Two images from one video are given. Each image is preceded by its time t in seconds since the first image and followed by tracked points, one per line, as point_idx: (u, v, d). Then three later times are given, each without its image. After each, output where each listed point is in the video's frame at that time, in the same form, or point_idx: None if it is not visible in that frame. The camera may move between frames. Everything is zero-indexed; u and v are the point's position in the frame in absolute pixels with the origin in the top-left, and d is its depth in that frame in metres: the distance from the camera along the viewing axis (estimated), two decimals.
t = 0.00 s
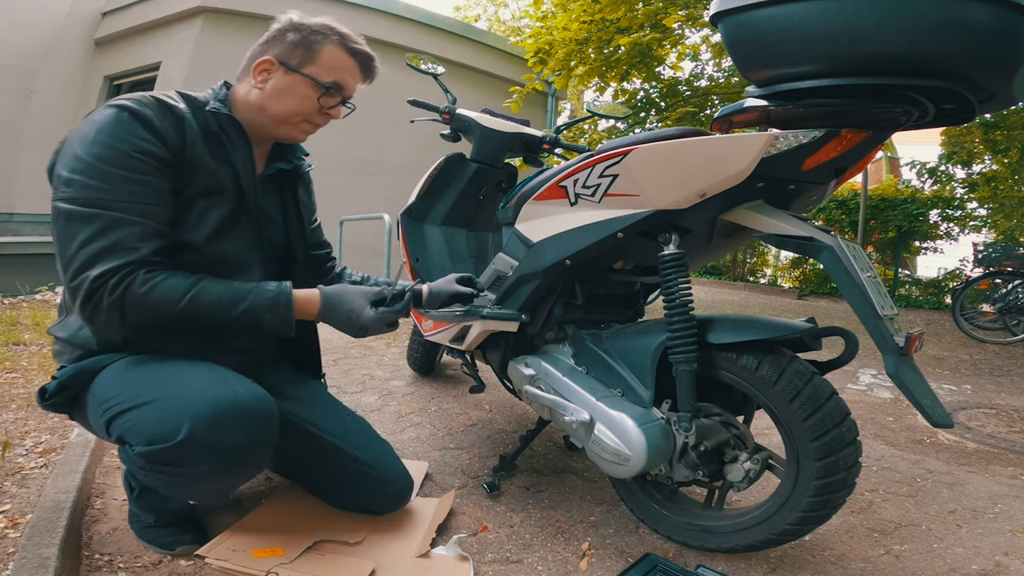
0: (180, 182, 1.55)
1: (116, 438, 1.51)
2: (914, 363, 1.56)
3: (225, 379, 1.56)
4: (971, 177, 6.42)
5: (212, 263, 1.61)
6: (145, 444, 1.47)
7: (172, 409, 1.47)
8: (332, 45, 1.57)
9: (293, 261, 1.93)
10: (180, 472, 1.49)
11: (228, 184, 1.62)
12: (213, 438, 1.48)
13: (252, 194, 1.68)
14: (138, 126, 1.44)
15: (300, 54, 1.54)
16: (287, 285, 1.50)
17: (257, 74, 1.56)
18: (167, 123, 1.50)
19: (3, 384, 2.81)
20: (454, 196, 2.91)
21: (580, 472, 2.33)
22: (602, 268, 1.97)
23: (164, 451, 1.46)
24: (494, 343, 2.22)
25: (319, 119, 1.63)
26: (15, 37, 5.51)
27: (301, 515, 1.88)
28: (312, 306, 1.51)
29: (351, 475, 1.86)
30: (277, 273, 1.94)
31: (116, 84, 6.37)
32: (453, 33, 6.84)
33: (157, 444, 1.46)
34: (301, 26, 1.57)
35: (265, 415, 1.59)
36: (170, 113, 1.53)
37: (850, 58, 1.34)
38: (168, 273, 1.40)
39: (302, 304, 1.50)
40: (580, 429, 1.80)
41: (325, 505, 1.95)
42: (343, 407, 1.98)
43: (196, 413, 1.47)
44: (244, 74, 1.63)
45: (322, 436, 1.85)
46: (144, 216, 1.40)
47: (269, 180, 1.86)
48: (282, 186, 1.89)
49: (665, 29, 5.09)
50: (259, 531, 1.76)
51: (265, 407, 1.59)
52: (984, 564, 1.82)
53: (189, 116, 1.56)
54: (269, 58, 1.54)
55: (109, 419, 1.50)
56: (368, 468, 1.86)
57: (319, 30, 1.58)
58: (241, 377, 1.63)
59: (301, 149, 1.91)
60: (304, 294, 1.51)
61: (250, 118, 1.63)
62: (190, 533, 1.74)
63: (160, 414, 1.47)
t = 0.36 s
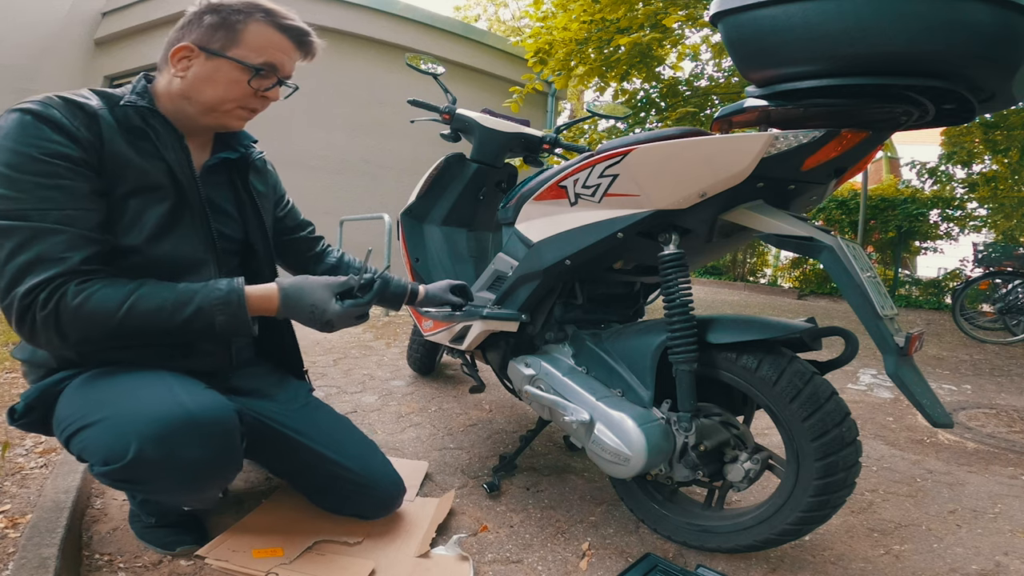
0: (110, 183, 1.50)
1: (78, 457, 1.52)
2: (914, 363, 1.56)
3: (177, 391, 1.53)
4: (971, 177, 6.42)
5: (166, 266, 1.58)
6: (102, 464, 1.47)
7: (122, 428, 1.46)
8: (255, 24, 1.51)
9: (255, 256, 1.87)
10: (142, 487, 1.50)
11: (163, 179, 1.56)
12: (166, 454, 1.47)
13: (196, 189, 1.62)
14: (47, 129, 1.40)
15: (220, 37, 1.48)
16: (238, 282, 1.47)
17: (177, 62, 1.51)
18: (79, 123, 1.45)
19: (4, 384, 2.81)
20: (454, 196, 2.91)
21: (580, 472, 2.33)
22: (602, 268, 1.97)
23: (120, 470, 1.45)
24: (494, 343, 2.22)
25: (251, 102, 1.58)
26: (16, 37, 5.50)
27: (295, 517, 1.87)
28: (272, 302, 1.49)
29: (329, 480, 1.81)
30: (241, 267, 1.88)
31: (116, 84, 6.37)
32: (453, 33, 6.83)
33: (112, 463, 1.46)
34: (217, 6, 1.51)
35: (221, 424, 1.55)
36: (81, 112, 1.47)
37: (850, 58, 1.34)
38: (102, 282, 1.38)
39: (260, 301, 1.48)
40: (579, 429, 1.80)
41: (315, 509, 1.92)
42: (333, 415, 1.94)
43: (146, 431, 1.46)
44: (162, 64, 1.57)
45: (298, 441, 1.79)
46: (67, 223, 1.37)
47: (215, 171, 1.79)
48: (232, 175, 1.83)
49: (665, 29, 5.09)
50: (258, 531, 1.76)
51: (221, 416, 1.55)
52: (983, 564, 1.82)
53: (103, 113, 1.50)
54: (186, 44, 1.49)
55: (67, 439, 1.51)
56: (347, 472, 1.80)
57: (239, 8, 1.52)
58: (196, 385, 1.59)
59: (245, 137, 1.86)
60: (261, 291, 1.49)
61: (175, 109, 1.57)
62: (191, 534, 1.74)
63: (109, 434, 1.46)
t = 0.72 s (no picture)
0: (93, 187, 1.50)
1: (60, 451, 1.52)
2: (914, 363, 1.56)
3: (157, 384, 1.53)
4: (971, 177, 6.42)
5: (162, 266, 1.58)
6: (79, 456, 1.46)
7: (99, 420, 1.46)
8: (253, 26, 1.53)
9: (252, 255, 1.88)
10: (119, 481, 1.49)
11: (148, 180, 1.55)
12: (142, 445, 1.47)
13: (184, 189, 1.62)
14: (25, 135, 1.39)
15: (218, 41, 1.49)
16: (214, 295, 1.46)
17: (173, 68, 1.50)
18: (59, 127, 1.44)
19: (4, 384, 2.81)
20: (454, 197, 2.92)
21: (579, 472, 2.33)
22: (602, 268, 1.97)
23: (96, 461, 1.45)
24: (494, 343, 2.22)
25: (251, 105, 1.60)
26: (16, 37, 5.50)
27: (294, 517, 1.86)
28: (247, 313, 1.47)
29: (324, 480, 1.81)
30: (237, 267, 1.90)
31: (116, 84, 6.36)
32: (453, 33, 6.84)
33: (89, 455, 1.45)
34: (209, 8, 1.50)
35: (198, 419, 1.54)
36: (62, 115, 1.46)
37: (850, 58, 1.35)
38: (77, 290, 1.39)
39: (236, 311, 1.47)
40: (580, 429, 1.80)
41: (315, 508, 1.92)
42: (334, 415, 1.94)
43: (122, 422, 1.45)
44: (152, 67, 1.55)
45: (293, 441, 1.78)
46: (42, 229, 1.37)
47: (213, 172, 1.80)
48: (227, 174, 1.82)
49: (665, 29, 5.09)
50: (258, 532, 1.76)
51: (197, 410, 1.54)
52: (983, 564, 1.82)
53: (84, 116, 1.48)
54: (180, 49, 1.48)
55: (51, 432, 1.51)
56: (341, 472, 1.80)
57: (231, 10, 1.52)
58: (179, 379, 1.59)
59: (242, 136, 1.86)
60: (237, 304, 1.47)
61: (169, 112, 1.57)
62: (191, 534, 1.74)
63: (85, 428, 1.45)
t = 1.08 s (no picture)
0: (100, 190, 1.50)
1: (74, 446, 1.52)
2: (914, 363, 1.56)
3: (169, 376, 1.51)
4: (971, 177, 6.42)
5: (166, 266, 1.59)
6: (94, 450, 1.46)
7: (112, 414, 1.45)
8: (282, 33, 1.54)
9: (262, 257, 1.88)
10: (131, 476, 1.49)
11: (160, 179, 1.56)
12: (156, 438, 1.47)
13: (194, 189, 1.62)
14: (36, 134, 1.39)
15: (247, 47, 1.50)
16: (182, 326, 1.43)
17: (201, 72, 1.50)
18: (74, 128, 1.44)
19: (4, 384, 2.81)
20: (454, 197, 2.92)
21: (580, 472, 2.33)
22: (602, 268, 1.97)
23: (111, 456, 1.45)
24: (494, 343, 2.22)
25: (273, 111, 1.61)
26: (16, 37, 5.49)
27: (295, 517, 1.87)
28: (217, 346, 1.44)
29: (325, 478, 1.82)
30: (248, 268, 1.90)
31: (116, 84, 6.36)
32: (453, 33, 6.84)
33: (103, 449, 1.45)
34: (237, 14, 1.51)
35: (211, 413, 1.54)
36: (78, 115, 1.47)
37: (849, 58, 1.35)
38: (57, 295, 1.37)
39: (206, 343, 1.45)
40: (579, 429, 1.80)
41: (316, 507, 1.93)
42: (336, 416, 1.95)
43: (135, 416, 1.45)
44: (178, 71, 1.55)
45: (295, 440, 1.79)
46: (34, 234, 1.35)
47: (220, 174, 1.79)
48: (242, 176, 1.82)
49: (665, 29, 5.09)
50: (259, 532, 1.76)
51: (211, 404, 1.54)
52: (984, 564, 1.82)
53: (102, 117, 1.50)
54: (210, 54, 1.48)
55: (65, 427, 1.51)
56: (342, 471, 1.80)
57: (260, 17, 1.53)
58: (191, 373, 1.58)
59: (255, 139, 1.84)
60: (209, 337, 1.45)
61: (193, 115, 1.57)
62: (191, 534, 1.74)
63: (99, 423, 1.46)
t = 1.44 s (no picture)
0: (111, 191, 1.50)
1: (82, 447, 1.51)
2: (914, 363, 1.56)
3: (182, 379, 1.53)
4: (971, 177, 6.42)
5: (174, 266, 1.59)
6: (106, 451, 1.46)
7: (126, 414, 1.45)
8: (277, 32, 1.51)
9: (266, 260, 1.88)
10: (140, 477, 1.49)
11: (170, 180, 1.56)
12: (170, 441, 1.47)
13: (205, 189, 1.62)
14: (48, 134, 1.38)
15: (241, 46, 1.48)
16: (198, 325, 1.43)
17: (197, 72, 1.50)
18: (87, 128, 1.44)
19: (3, 384, 2.81)
20: (454, 197, 2.92)
21: (579, 472, 2.33)
22: (602, 268, 1.98)
23: (124, 457, 1.45)
24: (494, 343, 2.22)
25: (272, 113, 1.58)
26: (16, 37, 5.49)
27: (296, 516, 1.87)
28: (233, 344, 1.45)
29: (328, 477, 1.82)
30: (252, 271, 1.89)
31: (116, 84, 6.36)
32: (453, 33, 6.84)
33: (116, 450, 1.45)
34: (236, 14, 1.50)
35: (224, 414, 1.56)
36: (90, 114, 1.46)
37: (849, 58, 1.35)
38: (72, 295, 1.37)
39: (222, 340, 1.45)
40: (579, 429, 1.80)
41: (318, 506, 1.93)
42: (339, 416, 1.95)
43: (150, 417, 1.45)
44: (181, 71, 1.56)
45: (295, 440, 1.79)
46: (47, 234, 1.35)
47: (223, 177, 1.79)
48: (248, 180, 1.83)
49: (665, 29, 5.08)
50: (259, 531, 1.76)
51: (224, 405, 1.56)
52: (983, 564, 1.82)
53: (114, 117, 1.49)
54: (204, 54, 1.48)
55: (74, 427, 1.50)
56: (342, 471, 1.80)
57: (260, 16, 1.51)
58: (202, 375, 1.59)
59: (263, 142, 1.85)
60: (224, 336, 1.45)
61: (196, 116, 1.58)
62: (191, 534, 1.74)
63: (112, 423, 1.45)
